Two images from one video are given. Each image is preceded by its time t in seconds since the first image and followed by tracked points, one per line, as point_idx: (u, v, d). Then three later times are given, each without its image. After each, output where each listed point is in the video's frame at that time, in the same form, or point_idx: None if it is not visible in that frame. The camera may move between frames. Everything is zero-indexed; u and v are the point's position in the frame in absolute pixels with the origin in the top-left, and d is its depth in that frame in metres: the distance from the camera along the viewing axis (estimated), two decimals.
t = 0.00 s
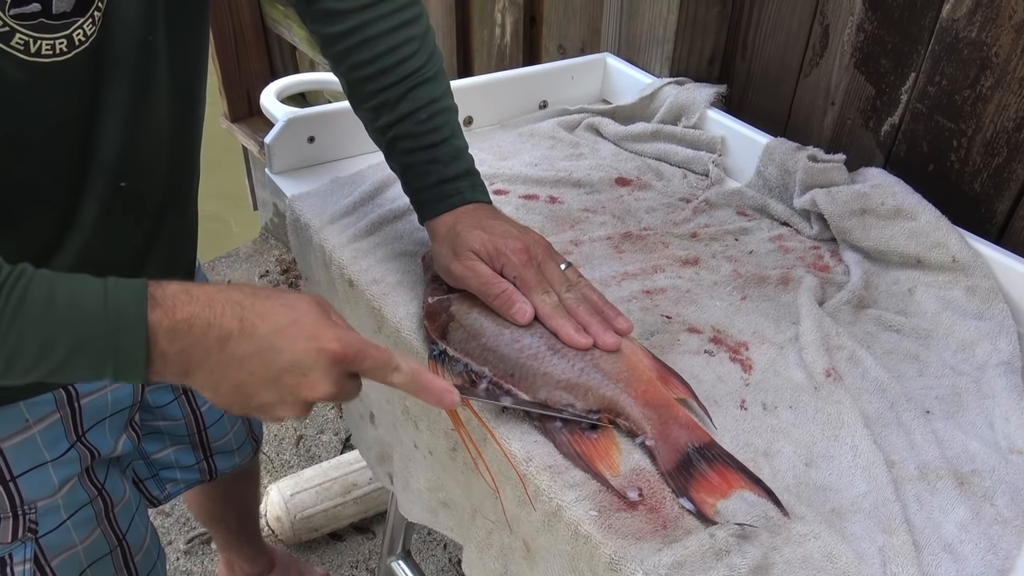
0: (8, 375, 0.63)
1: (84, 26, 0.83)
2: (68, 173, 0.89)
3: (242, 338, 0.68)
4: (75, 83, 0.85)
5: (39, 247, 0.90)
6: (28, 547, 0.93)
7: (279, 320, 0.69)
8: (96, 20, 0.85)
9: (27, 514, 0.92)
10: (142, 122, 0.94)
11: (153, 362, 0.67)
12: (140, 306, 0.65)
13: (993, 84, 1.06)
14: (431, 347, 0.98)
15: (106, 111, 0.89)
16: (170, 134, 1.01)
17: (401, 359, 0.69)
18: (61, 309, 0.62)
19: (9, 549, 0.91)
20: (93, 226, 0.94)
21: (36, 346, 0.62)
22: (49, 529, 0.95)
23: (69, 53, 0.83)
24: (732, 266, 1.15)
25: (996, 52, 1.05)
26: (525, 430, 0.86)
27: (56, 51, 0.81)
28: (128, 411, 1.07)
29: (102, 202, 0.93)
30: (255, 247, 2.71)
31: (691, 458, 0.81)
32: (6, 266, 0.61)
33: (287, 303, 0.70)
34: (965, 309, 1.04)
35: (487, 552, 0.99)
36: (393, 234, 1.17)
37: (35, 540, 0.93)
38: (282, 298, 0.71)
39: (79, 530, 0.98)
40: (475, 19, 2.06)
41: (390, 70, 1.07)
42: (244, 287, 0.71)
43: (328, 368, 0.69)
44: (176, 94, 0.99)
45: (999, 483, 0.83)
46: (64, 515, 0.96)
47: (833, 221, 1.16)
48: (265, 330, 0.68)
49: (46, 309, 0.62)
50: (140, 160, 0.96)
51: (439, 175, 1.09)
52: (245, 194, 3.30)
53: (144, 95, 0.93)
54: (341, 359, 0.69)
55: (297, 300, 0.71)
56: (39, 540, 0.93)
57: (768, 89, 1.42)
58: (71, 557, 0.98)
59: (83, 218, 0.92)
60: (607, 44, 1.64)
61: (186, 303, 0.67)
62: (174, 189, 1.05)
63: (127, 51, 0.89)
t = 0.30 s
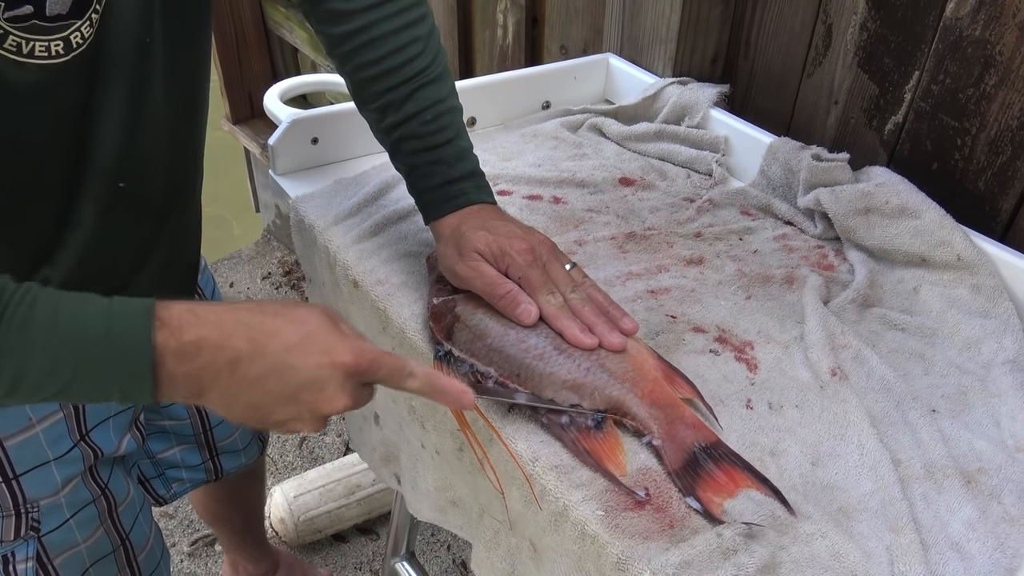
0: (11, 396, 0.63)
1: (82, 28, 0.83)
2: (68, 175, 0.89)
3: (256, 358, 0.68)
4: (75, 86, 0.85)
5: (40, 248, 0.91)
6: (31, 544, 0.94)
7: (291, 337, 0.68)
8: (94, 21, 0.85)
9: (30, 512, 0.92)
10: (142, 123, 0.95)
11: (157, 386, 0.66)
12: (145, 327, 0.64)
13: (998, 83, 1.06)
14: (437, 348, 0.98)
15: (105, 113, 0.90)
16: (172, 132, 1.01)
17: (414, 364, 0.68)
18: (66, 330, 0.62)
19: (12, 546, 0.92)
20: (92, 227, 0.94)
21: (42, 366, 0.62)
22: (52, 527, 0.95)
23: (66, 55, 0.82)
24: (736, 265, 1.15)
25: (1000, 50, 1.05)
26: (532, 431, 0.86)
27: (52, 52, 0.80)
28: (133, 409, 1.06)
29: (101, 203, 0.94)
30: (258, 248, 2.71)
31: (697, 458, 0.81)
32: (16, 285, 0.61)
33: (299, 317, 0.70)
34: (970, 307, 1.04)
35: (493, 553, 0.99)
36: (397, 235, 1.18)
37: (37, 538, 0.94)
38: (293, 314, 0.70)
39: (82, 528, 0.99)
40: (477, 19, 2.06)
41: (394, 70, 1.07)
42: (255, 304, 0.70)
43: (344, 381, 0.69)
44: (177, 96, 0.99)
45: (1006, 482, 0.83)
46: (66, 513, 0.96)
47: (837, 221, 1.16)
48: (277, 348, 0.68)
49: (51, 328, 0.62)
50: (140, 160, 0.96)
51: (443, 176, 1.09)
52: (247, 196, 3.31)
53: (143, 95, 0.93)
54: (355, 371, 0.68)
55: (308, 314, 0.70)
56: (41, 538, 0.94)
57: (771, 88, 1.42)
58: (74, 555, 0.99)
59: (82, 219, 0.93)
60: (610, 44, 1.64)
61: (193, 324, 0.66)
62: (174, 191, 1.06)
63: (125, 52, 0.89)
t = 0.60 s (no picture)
0: (22, 386, 0.64)
1: (79, 34, 0.83)
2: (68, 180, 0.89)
3: (265, 354, 0.70)
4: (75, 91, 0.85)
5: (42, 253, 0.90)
6: (33, 548, 0.94)
7: (302, 334, 0.70)
8: (92, 27, 0.85)
9: (31, 516, 0.93)
10: (141, 128, 0.95)
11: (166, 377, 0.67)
12: (155, 319, 0.66)
13: (1003, 81, 1.06)
14: (441, 349, 0.98)
15: (105, 118, 0.90)
16: (172, 137, 1.01)
17: (419, 361, 0.70)
18: (77, 323, 0.63)
19: (13, 550, 0.92)
20: (93, 232, 0.94)
21: (54, 357, 0.63)
22: (54, 532, 0.95)
23: (64, 62, 0.82)
24: (741, 265, 1.15)
25: (1005, 49, 1.04)
26: (537, 431, 0.86)
27: (49, 59, 0.81)
28: (136, 413, 1.06)
29: (101, 209, 0.94)
30: (261, 250, 2.71)
31: (703, 457, 0.80)
32: (27, 278, 0.62)
33: (306, 312, 0.72)
34: (976, 306, 1.04)
35: (499, 555, 0.99)
36: (401, 236, 1.17)
37: (39, 542, 0.94)
38: (302, 310, 0.71)
39: (84, 532, 0.98)
40: (479, 20, 2.06)
41: (397, 72, 1.07)
42: (262, 297, 0.71)
43: (349, 379, 0.71)
44: (175, 99, 0.99)
45: (1014, 481, 0.83)
46: (68, 517, 0.96)
47: (842, 220, 1.16)
48: (285, 345, 0.70)
49: (63, 320, 0.63)
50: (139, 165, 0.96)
51: (447, 177, 1.09)
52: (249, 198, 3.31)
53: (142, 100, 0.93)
54: (363, 371, 0.71)
55: (316, 310, 0.72)
56: (44, 542, 0.94)
57: (774, 88, 1.42)
58: (76, 559, 0.98)
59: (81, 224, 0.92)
60: (613, 44, 1.64)
61: (204, 320, 0.68)
62: (175, 195, 1.05)
63: (124, 57, 0.89)
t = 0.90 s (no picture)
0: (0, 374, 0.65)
1: (79, 37, 0.83)
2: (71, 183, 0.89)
3: (243, 344, 0.71)
4: (77, 94, 0.85)
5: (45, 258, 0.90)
6: (37, 553, 0.93)
7: (281, 324, 0.71)
8: (93, 31, 0.85)
9: (36, 521, 0.92)
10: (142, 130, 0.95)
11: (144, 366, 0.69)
12: (133, 311, 0.67)
13: (1008, 82, 1.06)
14: (446, 351, 0.98)
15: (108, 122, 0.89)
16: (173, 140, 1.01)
17: (397, 354, 0.72)
18: (54, 313, 0.64)
19: (17, 555, 0.91)
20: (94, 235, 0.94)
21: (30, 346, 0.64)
22: (58, 537, 0.95)
23: (63, 64, 0.82)
24: (746, 267, 1.15)
25: (1010, 49, 1.04)
26: (543, 434, 0.86)
27: (48, 60, 0.81)
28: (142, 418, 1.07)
29: (103, 213, 0.94)
30: (264, 253, 2.71)
31: (707, 460, 0.80)
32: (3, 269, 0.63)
33: (286, 303, 0.73)
34: (982, 307, 1.04)
35: (505, 558, 0.99)
36: (405, 239, 1.18)
37: (43, 547, 0.94)
38: (280, 301, 0.72)
39: (88, 537, 0.98)
40: (482, 22, 2.06)
41: (402, 75, 1.07)
42: (241, 287, 0.73)
43: (328, 371, 0.72)
44: (175, 100, 0.99)
45: (1021, 483, 0.83)
46: (72, 522, 0.96)
47: (847, 221, 1.16)
48: (264, 335, 0.71)
49: (40, 310, 0.64)
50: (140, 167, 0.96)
51: (452, 180, 1.09)
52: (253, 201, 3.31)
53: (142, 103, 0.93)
54: (342, 363, 0.71)
55: (296, 301, 0.73)
56: (48, 547, 0.94)
57: (779, 89, 1.42)
58: (80, 564, 0.98)
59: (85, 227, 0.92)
60: (616, 46, 1.64)
61: (181, 310, 0.69)
62: (177, 198, 1.05)
63: (125, 60, 0.89)
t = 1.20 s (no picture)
0: None
1: (80, 38, 0.83)
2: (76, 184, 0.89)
3: (220, 335, 0.72)
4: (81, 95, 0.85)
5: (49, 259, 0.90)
6: (41, 553, 0.93)
7: (257, 316, 0.72)
8: (95, 32, 0.85)
9: (40, 521, 0.93)
10: (148, 132, 0.95)
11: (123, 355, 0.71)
12: (112, 301, 0.68)
13: (1014, 83, 1.05)
14: (452, 353, 0.98)
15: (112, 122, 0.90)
16: (178, 143, 1.01)
17: (375, 346, 0.71)
18: (34, 302, 0.66)
19: (21, 554, 0.91)
20: (99, 236, 0.94)
21: (11, 335, 0.66)
22: (61, 537, 0.95)
23: (63, 65, 0.82)
24: (751, 268, 1.15)
25: (1015, 51, 1.04)
26: (548, 435, 0.86)
27: (48, 61, 0.80)
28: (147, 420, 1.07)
29: (107, 214, 0.94)
30: (269, 254, 2.72)
31: (712, 463, 0.80)
32: None
33: (264, 294, 0.74)
34: (988, 309, 1.04)
35: (509, 559, 0.98)
36: (410, 240, 1.18)
37: (47, 547, 0.94)
38: (255, 292, 0.73)
39: (92, 537, 0.99)
40: (486, 24, 2.07)
41: (408, 77, 1.07)
42: (220, 280, 0.74)
43: (304, 362, 0.73)
44: (181, 101, 1.00)
45: None
46: (75, 522, 0.96)
47: (852, 222, 1.16)
48: (243, 327, 0.72)
49: (20, 300, 0.65)
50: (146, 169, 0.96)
51: (457, 182, 1.09)
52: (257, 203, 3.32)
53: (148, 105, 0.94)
54: (318, 354, 0.72)
55: (273, 293, 0.74)
56: (51, 547, 0.94)
57: (784, 91, 1.42)
58: (85, 564, 0.99)
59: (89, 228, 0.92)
60: (621, 48, 1.64)
61: (159, 301, 0.70)
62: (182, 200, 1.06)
63: (130, 62, 0.89)
